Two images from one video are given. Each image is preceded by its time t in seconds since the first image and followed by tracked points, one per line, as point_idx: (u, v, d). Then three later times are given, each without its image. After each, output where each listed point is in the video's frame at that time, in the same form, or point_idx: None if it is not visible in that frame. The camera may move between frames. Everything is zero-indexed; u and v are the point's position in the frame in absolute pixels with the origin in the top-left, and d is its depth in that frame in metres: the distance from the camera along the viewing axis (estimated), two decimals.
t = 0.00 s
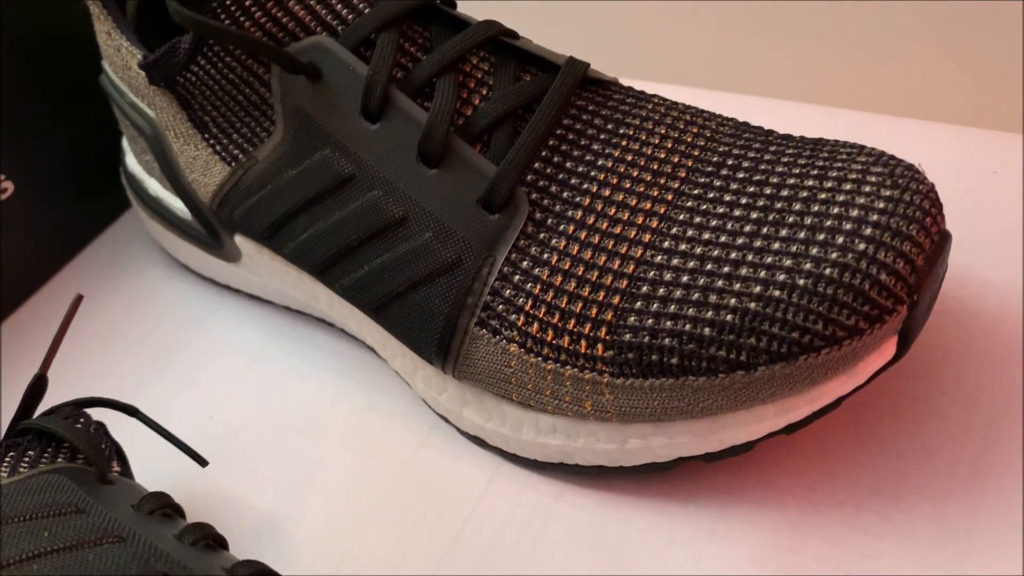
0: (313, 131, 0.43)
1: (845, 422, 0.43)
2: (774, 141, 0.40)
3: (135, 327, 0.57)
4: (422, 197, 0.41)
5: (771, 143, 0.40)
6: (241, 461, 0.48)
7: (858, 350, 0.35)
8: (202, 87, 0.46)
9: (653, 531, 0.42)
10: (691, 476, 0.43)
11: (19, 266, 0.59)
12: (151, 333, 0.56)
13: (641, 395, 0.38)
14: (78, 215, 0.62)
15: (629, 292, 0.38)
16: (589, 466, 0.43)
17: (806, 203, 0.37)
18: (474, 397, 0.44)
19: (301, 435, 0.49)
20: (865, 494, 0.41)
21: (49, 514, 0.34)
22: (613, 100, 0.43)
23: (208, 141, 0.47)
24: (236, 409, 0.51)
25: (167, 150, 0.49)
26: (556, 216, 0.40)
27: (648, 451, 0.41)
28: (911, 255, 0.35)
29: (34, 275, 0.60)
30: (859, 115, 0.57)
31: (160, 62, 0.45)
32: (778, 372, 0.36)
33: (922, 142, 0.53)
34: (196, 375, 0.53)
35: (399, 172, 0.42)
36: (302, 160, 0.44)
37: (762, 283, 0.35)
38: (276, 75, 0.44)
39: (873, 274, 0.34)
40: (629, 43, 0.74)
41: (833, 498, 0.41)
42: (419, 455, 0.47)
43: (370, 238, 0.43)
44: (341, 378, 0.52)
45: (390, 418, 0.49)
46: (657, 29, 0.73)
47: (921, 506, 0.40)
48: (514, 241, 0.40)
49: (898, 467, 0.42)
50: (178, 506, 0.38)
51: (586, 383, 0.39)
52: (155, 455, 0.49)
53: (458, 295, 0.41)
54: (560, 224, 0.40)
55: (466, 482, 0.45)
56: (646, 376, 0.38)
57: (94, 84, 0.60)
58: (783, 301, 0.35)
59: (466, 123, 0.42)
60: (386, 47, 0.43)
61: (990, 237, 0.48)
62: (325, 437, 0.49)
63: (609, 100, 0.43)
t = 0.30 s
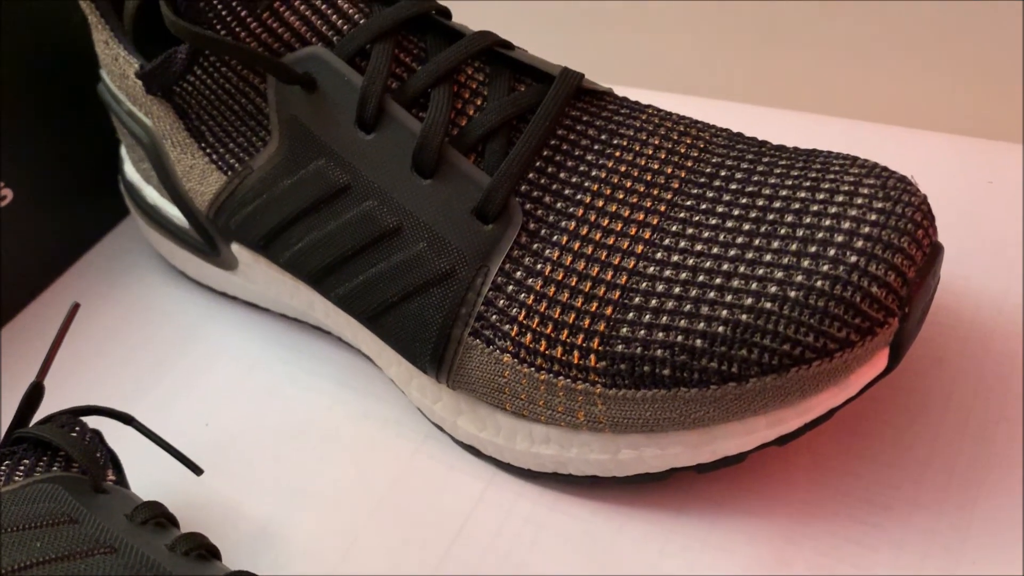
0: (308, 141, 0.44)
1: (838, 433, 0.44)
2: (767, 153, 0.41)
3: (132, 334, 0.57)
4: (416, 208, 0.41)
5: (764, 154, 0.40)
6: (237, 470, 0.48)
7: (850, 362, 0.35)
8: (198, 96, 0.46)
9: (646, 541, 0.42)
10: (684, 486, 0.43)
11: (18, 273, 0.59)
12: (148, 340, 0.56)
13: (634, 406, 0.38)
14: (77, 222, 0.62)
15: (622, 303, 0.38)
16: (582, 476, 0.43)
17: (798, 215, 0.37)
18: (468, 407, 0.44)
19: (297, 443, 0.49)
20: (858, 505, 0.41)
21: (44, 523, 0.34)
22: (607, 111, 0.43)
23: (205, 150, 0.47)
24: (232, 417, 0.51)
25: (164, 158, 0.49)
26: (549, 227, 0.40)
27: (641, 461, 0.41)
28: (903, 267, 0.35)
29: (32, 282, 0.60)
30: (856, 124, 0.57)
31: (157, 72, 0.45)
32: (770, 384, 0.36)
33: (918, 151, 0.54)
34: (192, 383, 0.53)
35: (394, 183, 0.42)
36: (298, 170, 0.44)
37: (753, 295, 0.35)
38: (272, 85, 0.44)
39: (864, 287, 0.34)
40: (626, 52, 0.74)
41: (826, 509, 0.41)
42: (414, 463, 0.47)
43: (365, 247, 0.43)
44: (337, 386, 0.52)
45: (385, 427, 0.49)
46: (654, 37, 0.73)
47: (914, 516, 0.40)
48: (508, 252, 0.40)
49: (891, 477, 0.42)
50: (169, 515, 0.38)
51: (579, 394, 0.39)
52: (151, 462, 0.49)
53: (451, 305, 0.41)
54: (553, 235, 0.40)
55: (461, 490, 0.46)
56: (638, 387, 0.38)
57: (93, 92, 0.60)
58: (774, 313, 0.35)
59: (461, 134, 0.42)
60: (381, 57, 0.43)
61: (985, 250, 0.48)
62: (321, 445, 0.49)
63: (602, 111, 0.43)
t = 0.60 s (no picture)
0: (307, 147, 0.44)
1: (836, 439, 0.44)
2: (764, 159, 0.41)
3: (132, 339, 0.57)
4: (415, 213, 0.42)
5: (762, 161, 0.40)
6: (235, 475, 0.48)
7: (846, 369, 0.35)
8: (198, 102, 0.46)
9: (642, 547, 0.42)
10: (681, 493, 0.43)
11: (19, 278, 0.59)
12: (148, 345, 0.56)
13: (631, 412, 0.38)
14: (77, 227, 0.62)
15: (618, 310, 0.38)
16: (579, 482, 0.43)
17: (794, 222, 0.37)
18: (466, 412, 0.44)
19: (295, 447, 0.49)
20: (855, 512, 0.41)
21: (42, 528, 0.34)
22: (605, 117, 0.43)
23: (204, 155, 0.48)
24: (231, 421, 0.51)
25: (165, 163, 0.50)
26: (547, 233, 0.40)
27: (637, 467, 0.41)
28: (899, 275, 0.35)
29: (33, 287, 0.61)
30: (855, 129, 0.57)
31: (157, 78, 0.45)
32: (766, 391, 0.36)
33: (916, 157, 0.54)
34: (192, 387, 0.53)
35: (392, 189, 0.42)
36: (297, 176, 0.44)
37: (749, 302, 0.35)
38: (271, 91, 0.44)
39: (861, 294, 0.34)
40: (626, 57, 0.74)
41: (822, 515, 0.41)
42: (412, 468, 0.47)
43: (363, 253, 0.43)
44: (335, 390, 0.52)
45: (383, 431, 0.50)
46: (654, 41, 0.73)
47: (910, 523, 0.40)
48: (505, 258, 0.40)
49: (887, 484, 0.42)
50: (168, 521, 0.39)
51: (576, 400, 0.39)
52: (151, 467, 0.49)
53: (449, 311, 0.41)
54: (551, 241, 0.40)
55: (459, 496, 0.46)
56: (634, 394, 0.38)
57: (93, 96, 0.61)
58: (770, 320, 0.35)
59: (459, 140, 0.42)
60: (379, 64, 0.43)
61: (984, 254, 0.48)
62: (318, 450, 0.49)
63: (600, 117, 0.43)
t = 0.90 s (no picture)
0: (307, 153, 0.44)
1: (835, 446, 0.43)
2: (763, 167, 0.41)
3: (132, 343, 0.57)
4: (414, 219, 0.42)
5: (761, 168, 0.40)
6: (234, 480, 0.48)
7: (844, 377, 0.35)
8: (198, 108, 0.47)
9: (640, 553, 0.42)
10: (679, 499, 0.43)
11: (19, 283, 0.59)
12: (148, 349, 0.57)
13: (629, 419, 0.38)
14: (77, 231, 0.62)
15: (617, 316, 0.38)
16: (577, 488, 0.43)
17: (793, 230, 0.37)
18: (464, 418, 0.44)
19: (294, 453, 0.49)
20: (854, 520, 0.41)
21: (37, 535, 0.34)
22: (604, 124, 0.43)
23: (205, 161, 0.48)
24: (230, 426, 0.51)
25: (165, 169, 0.50)
26: (546, 240, 0.40)
27: (635, 474, 0.41)
28: (897, 283, 0.35)
29: (33, 291, 0.61)
30: (855, 136, 0.57)
31: (157, 83, 0.46)
32: (763, 399, 0.36)
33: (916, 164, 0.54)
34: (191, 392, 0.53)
35: (391, 195, 0.42)
36: (297, 182, 0.44)
37: (748, 309, 0.35)
38: (271, 97, 0.44)
39: (859, 303, 0.34)
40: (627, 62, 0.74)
41: (821, 522, 0.41)
42: (411, 473, 0.47)
43: (362, 260, 0.43)
44: (335, 395, 0.52)
45: (382, 437, 0.50)
46: (655, 47, 0.73)
47: (909, 531, 0.40)
48: (503, 264, 0.40)
49: (886, 491, 0.42)
50: (166, 526, 0.39)
51: (574, 407, 0.39)
52: (150, 472, 0.49)
53: (448, 317, 0.41)
54: (549, 247, 0.40)
55: (457, 501, 0.46)
56: (633, 402, 0.38)
57: (93, 101, 0.61)
58: (768, 328, 0.35)
59: (458, 147, 0.42)
60: (379, 70, 0.43)
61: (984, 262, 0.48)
62: (317, 455, 0.49)
63: (600, 124, 0.43)
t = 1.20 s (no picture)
0: (307, 158, 0.44)
1: (835, 453, 0.43)
2: (764, 172, 0.41)
3: (132, 346, 0.57)
4: (414, 224, 0.42)
5: (760, 174, 0.40)
6: (233, 484, 0.48)
7: (843, 383, 0.35)
8: (198, 112, 0.47)
9: (638, 559, 0.42)
10: (678, 505, 0.43)
11: (20, 286, 0.60)
12: (147, 353, 0.57)
13: (628, 426, 0.38)
14: (78, 235, 0.62)
15: (616, 322, 0.38)
16: (576, 494, 0.43)
17: (792, 236, 0.37)
18: (463, 424, 0.44)
19: (294, 457, 0.49)
20: (853, 526, 0.41)
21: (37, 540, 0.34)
22: (604, 129, 0.43)
23: (205, 165, 0.48)
24: (229, 430, 0.51)
25: (165, 173, 0.50)
26: (545, 245, 0.40)
27: (634, 480, 0.41)
28: (896, 290, 0.35)
29: (34, 294, 0.61)
30: (856, 140, 0.57)
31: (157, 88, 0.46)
32: (762, 405, 0.36)
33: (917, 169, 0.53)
34: (191, 395, 0.53)
35: (391, 200, 0.42)
36: (296, 187, 0.44)
37: (747, 316, 0.35)
38: (271, 102, 0.44)
39: (858, 310, 0.34)
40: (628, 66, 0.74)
41: (821, 529, 0.41)
42: (410, 478, 0.47)
43: (362, 265, 0.43)
44: (334, 400, 0.52)
45: (381, 441, 0.50)
46: (656, 50, 0.73)
47: (908, 537, 0.40)
48: (502, 270, 0.40)
49: (886, 497, 0.42)
50: (165, 533, 0.39)
51: (573, 413, 0.39)
52: (150, 476, 0.49)
53: (447, 322, 0.41)
54: (549, 253, 0.40)
55: (456, 506, 0.46)
56: (632, 408, 0.38)
57: (94, 105, 0.61)
58: (767, 334, 0.35)
59: (457, 152, 0.42)
60: (378, 75, 0.43)
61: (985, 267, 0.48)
62: (317, 459, 0.49)
63: (600, 129, 0.43)
